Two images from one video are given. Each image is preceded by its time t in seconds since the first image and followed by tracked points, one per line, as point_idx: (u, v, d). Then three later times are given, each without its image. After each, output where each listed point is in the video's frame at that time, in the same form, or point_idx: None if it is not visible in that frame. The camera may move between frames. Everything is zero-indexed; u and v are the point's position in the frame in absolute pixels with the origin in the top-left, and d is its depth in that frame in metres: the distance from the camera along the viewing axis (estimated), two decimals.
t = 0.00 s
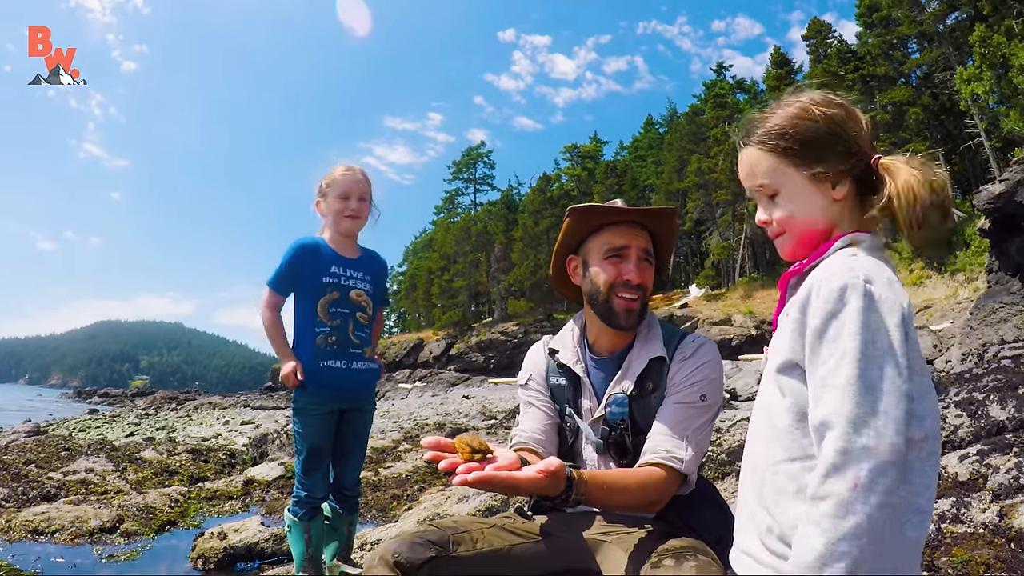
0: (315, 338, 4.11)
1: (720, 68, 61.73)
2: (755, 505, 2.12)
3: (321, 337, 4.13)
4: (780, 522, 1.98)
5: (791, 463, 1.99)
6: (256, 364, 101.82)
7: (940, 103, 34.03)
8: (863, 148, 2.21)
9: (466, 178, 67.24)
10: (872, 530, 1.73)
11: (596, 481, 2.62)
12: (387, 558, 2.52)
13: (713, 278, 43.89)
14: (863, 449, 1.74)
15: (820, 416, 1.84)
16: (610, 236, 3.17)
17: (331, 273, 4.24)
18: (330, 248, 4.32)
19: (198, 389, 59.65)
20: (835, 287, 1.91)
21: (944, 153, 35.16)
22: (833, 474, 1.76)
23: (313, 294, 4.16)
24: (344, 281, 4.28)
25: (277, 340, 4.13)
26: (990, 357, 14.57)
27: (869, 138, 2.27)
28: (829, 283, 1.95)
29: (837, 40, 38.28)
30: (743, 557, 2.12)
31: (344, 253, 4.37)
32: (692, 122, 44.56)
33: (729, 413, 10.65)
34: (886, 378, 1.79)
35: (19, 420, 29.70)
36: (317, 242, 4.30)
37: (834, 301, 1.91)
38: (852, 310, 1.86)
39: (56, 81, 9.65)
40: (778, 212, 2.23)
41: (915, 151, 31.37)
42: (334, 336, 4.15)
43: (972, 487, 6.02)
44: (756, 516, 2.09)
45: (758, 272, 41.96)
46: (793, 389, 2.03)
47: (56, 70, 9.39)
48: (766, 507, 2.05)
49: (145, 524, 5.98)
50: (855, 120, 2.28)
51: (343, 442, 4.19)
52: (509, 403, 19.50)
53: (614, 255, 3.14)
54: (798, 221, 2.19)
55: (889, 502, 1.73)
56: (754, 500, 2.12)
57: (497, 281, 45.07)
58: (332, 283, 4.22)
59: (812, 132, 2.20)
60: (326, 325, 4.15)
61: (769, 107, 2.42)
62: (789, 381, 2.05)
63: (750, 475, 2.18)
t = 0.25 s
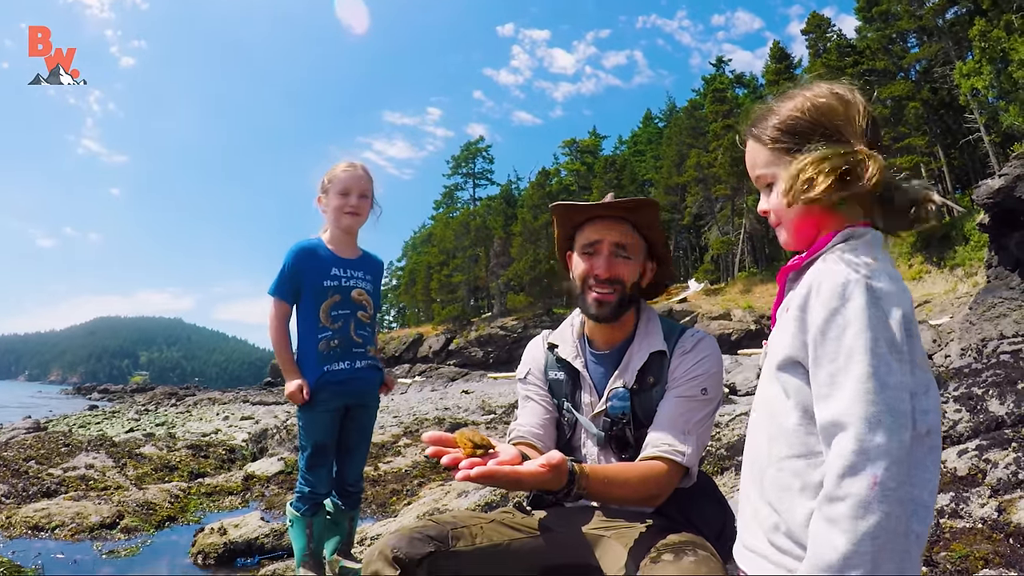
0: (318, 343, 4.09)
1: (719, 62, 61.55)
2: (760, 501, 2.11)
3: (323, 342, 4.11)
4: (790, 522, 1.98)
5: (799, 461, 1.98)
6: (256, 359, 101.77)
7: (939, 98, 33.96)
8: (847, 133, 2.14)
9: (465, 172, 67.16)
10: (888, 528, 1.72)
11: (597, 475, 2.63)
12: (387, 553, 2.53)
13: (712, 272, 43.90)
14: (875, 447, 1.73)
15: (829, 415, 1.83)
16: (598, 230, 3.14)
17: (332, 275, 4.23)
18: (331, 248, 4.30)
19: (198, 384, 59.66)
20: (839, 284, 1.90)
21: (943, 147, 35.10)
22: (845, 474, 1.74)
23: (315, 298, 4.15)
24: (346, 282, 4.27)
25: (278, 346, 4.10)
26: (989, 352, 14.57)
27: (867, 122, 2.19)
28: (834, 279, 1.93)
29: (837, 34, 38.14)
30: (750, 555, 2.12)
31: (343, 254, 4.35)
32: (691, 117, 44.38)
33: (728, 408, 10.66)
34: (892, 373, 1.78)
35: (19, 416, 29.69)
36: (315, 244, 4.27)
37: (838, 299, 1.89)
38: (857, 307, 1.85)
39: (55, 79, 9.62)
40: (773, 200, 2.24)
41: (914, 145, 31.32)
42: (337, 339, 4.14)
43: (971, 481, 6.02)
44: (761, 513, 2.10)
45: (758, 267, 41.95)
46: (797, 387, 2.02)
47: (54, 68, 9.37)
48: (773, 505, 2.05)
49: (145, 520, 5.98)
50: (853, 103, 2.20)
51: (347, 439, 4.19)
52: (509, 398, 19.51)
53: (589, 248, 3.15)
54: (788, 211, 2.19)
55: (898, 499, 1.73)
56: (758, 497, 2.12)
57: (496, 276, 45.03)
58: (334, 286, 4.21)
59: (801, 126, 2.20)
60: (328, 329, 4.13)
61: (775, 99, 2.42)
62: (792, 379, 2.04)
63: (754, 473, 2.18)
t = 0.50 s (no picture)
0: (321, 340, 4.08)
1: (720, 58, 61.42)
2: (758, 494, 2.11)
3: (327, 338, 4.09)
4: (788, 514, 1.98)
5: (803, 454, 1.98)
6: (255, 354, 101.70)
7: (940, 94, 33.88)
8: (860, 133, 2.17)
9: (465, 168, 67.10)
10: (892, 525, 1.72)
11: (596, 468, 2.62)
12: (387, 547, 2.53)
13: (712, 268, 43.92)
14: (886, 444, 1.73)
15: (841, 411, 1.82)
16: (586, 226, 3.11)
17: (336, 272, 4.23)
18: (333, 244, 4.29)
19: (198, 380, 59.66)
20: (856, 280, 1.89)
21: (944, 144, 35.05)
22: (856, 470, 1.74)
23: (318, 295, 4.15)
24: (349, 278, 4.27)
25: (282, 343, 4.10)
26: (988, 349, 14.57)
27: (872, 124, 2.25)
28: (848, 274, 1.92)
29: (837, 31, 38.06)
30: (744, 546, 2.12)
31: (347, 251, 4.34)
32: (691, 112, 44.25)
33: (727, 404, 10.66)
34: (905, 372, 1.78)
35: (19, 412, 29.69)
36: (318, 239, 4.26)
37: (853, 295, 1.89)
38: (872, 304, 1.84)
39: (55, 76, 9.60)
40: (784, 195, 2.21)
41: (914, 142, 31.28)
42: (341, 336, 4.14)
43: (971, 477, 6.02)
44: (760, 504, 2.09)
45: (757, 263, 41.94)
46: (804, 380, 2.02)
47: (55, 67, 9.38)
48: (772, 497, 2.04)
49: (145, 514, 5.99)
50: (859, 104, 2.27)
51: (350, 433, 4.19)
52: (508, 393, 19.52)
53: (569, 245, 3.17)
54: (803, 206, 2.18)
55: (905, 496, 1.73)
56: (756, 489, 2.12)
57: (496, 271, 44.99)
58: (337, 283, 4.21)
59: (813, 120, 2.18)
60: (332, 326, 4.12)
61: (776, 97, 2.41)
62: (800, 373, 2.03)
63: (752, 466, 2.17)
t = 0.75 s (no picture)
0: (320, 334, 4.07)
1: (719, 55, 61.29)
2: (752, 490, 2.11)
3: (325, 332, 4.09)
4: (782, 509, 1.98)
5: (796, 450, 1.98)
6: (255, 352, 101.60)
7: (940, 91, 33.86)
8: (849, 136, 2.15)
9: (465, 165, 67.02)
10: (886, 519, 1.72)
11: (595, 462, 2.62)
12: (387, 543, 2.54)
13: (712, 265, 43.92)
14: (880, 439, 1.73)
15: (835, 407, 1.82)
16: (583, 226, 3.10)
17: (337, 266, 4.22)
18: (332, 238, 4.28)
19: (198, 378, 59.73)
20: (850, 277, 1.88)
21: (943, 141, 35.01)
22: (852, 465, 1.73)
23: (319, 289, 4.14)
24: (349, 272, 4.27)
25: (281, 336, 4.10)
26: (988, 345, 14.57)
27: (864, 127, 2.23)
28: (844, 272, 1.91)
29: (837, 27, 37.98)
30: (739, 541, 2.12)
31: (348, 245, 4.33)
32: (691, 109, 44.20)
33: (727, 400, 10.66)
34: (898, 367, 1.78)
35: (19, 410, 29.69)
36: (319, 233, 4.24)
37: (847, 292, 1.88)
38: (866, 302, 1.84)
39: (56, 80, 9.64)
40: (775, 197, 2.20)
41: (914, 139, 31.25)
42: (339, 330, 4.13)
43: (970, 473, 6.03)
44: (755, 500, 2.09)
45: (757, 259, 41.97)
46: (798, 376, 2.01)
47: (54, 70, 9.43)
48: (766, 492, 2.04)
49: (146, 512, 5.99)
50: (851, 105, 2.25)
51: (349, 428, 4.19)
52: (508, 390, 19.54)
53: (566, 245, 3.16)
54: (794, 208, 2.17)
55: (899, 490, 1.73)
56: (751, 485, 2.12)
57: (495, 268, 44.99)
58: (338, 277, 4.20)
59: (801, 124, 2.17)
60: (331, 320, 4.12)
61: (770, 97, 2.40)
62: (794, 369, 2.02)
63: (745, 461, 2.17)
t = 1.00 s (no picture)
0: (322, 331, 4.08)
1: (720, 52, 61.21)
2: (747, 485, 2.11)
3: (327, 330, 4.10)
4: (777, 505, 1.98)
5: (791, 446, 1.98)
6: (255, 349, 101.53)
7: (940, 89, 33.80)
8: (842, 137, 2.15)
9: (464, 162, 66.98)
10: (880, 515, 1.72)
11: (595, 461, 2.62)
12: (387, 540, 2.54)
13: (712, 262, 43.91)
14: (874, 435, 1.72)
15: (829, 403, 1.81)
16: (580, 225, 3.09)
17: (338, 263, 4.22)
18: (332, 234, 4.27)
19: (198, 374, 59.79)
20: (843, 274, 1.88)
21: (943, 139, 34.99)
22: (845, 461, 1.73)
23: (321, 286, 4.14)
24: (350, 269, 4.27)
25: (285, 334, 4.10)
26: (988, 343, 14.58)
27: (857, 126, 2.22)
28: (837, 269, 1.91)
29: (837, 25, 37.91)
30: (734, 538, 2.11)
31: (348, 241, 4.33)
32: (691, 106, 44.15)
33: (727, 398, 10.65)
34: (892, 364, 1.77)
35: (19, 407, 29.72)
36: (319, 229, 4.23)
37: (841, 288, 1.87)
38: (859, 298, 1.83)
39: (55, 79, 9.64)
40: (769, 197, 2.20)
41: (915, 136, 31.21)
42: (341, 328, 4.14)
43: (970, 471, 6.03)
44: (749, 496, 2.09)
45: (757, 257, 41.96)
46: (792, 374, 2.01)
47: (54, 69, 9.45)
48: (762, 489, 2.04)
49: (146, 509, 5.99)
50: (844, 104, 2.24)
51: (349, 425, 4.19)
52: (508, 388, 19.55)
53: (562, 246, 3.16)
54: (788, 208, 2.17)
55: (893, 486, 1.72)
56: (746, 481, 2.11)
57: (495, 265, 44.98)
58: (341, 274, 4.21)
59: (795, 125, 2.16)
60: (332, 317, 4.13)
61: (764, 97, 2.40)
62: (788, 365, 2.02)
63: (741, 458, 2.17)
